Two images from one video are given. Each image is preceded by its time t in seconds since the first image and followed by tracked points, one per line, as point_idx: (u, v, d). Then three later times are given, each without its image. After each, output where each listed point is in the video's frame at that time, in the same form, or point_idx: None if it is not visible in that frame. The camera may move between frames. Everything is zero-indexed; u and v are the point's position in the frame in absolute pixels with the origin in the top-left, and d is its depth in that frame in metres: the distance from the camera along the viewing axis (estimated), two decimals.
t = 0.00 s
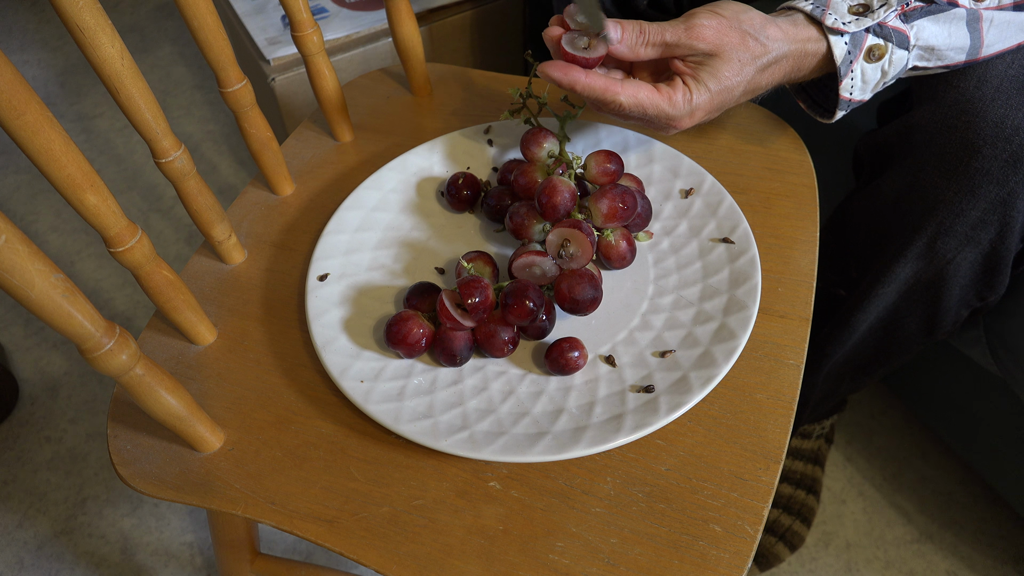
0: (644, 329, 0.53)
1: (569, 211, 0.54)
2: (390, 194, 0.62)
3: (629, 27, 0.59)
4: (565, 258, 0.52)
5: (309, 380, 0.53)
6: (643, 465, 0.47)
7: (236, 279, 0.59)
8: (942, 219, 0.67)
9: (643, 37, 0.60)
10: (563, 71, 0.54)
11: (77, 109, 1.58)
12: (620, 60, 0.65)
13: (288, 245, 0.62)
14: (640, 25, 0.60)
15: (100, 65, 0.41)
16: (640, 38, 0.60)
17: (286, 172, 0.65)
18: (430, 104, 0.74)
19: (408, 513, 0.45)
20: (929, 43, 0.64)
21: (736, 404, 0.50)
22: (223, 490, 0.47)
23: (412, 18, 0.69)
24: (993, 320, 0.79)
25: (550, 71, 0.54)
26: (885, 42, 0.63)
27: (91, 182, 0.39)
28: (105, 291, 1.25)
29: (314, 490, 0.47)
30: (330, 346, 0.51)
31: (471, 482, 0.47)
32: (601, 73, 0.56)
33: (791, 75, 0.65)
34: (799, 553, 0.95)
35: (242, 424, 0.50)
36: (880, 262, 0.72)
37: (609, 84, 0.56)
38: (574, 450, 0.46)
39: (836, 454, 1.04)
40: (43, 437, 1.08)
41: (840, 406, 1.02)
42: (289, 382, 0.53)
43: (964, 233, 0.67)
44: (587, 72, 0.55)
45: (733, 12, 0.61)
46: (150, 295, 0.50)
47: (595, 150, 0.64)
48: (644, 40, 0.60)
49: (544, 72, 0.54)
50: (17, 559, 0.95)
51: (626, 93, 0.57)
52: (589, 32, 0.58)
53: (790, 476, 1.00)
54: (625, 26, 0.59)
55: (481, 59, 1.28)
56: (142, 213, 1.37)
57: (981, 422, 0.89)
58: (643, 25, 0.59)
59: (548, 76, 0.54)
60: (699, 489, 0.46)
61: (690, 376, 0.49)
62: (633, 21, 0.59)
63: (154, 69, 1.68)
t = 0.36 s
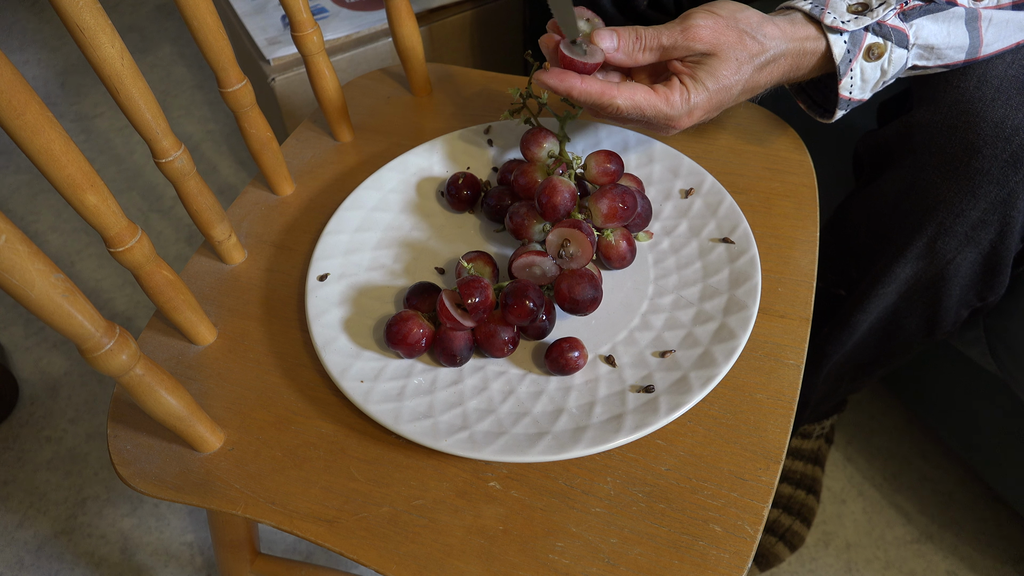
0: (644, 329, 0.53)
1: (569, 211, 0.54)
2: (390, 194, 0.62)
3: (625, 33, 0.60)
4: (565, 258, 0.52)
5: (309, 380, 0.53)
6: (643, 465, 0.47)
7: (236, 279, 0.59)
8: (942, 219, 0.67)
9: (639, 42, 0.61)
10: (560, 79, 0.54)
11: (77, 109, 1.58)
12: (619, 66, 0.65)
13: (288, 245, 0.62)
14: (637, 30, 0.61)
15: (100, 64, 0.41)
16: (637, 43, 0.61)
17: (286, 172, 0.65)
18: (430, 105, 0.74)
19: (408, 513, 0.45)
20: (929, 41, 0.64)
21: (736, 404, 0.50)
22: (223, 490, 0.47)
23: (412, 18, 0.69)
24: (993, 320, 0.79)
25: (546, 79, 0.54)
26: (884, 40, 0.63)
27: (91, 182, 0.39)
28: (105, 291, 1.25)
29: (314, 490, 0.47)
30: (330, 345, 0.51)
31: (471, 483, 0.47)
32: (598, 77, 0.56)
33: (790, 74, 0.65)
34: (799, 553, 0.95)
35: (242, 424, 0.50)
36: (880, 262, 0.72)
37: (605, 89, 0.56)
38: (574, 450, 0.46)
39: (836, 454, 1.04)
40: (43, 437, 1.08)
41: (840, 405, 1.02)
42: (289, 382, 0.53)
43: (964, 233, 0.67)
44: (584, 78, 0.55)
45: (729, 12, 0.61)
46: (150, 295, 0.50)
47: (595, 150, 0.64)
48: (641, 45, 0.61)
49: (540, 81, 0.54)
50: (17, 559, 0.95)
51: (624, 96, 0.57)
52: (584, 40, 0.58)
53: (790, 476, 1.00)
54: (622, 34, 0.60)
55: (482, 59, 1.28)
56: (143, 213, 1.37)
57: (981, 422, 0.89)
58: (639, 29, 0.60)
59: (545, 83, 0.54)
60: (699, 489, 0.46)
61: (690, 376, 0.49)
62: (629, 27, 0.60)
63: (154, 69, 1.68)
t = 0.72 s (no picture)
0: (644, 329, 0.53)
1: (569, 211, 0.54)
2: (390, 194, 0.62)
3: (623, 40, 0.60)
4: (565, 258, 0.52)
5: (309, 380, 0.53)
6: (643, 465, 0.47)
7: (236, 279, 0.59)
8: (942, 219, 0.67)
9: (639, 48, 0.60)
10: (561, 89, 0.54)
11: (77, 109, 1.58)
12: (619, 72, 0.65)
13: (288, 245, 0.62)
14: (636, 36, 0.60)
15: (100, 64, 0.41)
16: (637, 49, 0.61)
17: (285, 172, 0.65)
18: (430, 105, 0.74)
19: (408, 513, 0.45)
20: (929, 40, 0.64)
21: (736, 404, 0.50)
22: (224, 490, 0.47)
23: (412, 18, 0.69)
24: (993, 320, 0.79)
25: (547, 88, 0.55)
26: (885, 39, 0.63)
27: (91, 182, 0.39)
28: (105, 291, 1.25)
29: (314, 490, 0.47)
30: (330, 346, 0.51)
31: (471, 483, 0.47)
32: (598, 83, 0.56)
33: (792, 72, 0.65)
34: (799, 553, 0.95)
35: (242, 424, 0.50)
36: (880, 262, 0.72)
37: (607, 95, 0.56)
38: (574, 450, 0.46)
39: (836, 454, 1.04)
40: (43, 437, 1.08)
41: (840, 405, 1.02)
42: (289, 382, 0.53)
43: (964, 233, 0.67)
44: (584, 85, 0.55)
45: (727, 13, 0.62)
46: (150, 295, 0.50)
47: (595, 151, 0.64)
48: (641, 51, 0.61)
49: (541, 91, 0.54)
50: (17, 559, 0.95)
51: (625, 100, 0.57)
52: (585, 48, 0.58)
53: (790, 476, 0.99)
54: (620, 41, 0.60)
55: (482, 59, 1.28)
56: (143, 213, 1.37)
57: (981, 422, 0.89)
58: (637, 35, 0.60)
59: (546, 93, 0.54)
60: (699, 489, 0.46)
61: (690, 376, 0.49)
62: (627, 35, 0.60)
63: (154, 69, 1.68)
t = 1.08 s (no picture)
0: (644, 329, 0.53)
1: (569, 211, 0.54)
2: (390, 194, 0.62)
3: (625, 40, 0.60)
4: (565, 258, 0.52)
5: (309, 380, 0.53)
6: (643, 465, 0.47)
7: (236, 279, 0.59)
8: (942, 219, 0.67)
9: (639, 48, 0.61)
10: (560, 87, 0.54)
11: (77, 109, 1.58)
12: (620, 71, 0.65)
13: (288, 245, 0.62)
14: (637, 36, 0.60)
15: (100, 64, 0.41)
16: (637, 49, 0.61)
17: (285, 172, 0.65)
18: (430, 105, 0.74)
19: (408, 513, 0.45)
20: (930, 41, 0.64)
21: (736, 404, 0.50)
22: (224, 490, 0.47)
23: (412, 18, 0.69)
24: (993, 320, 0.79)
25: (547, 86, 0.55)
26: (885, 40, 0.63)
27: (91, 182, 0.39)
28: (105, 291, 1.25)
29: (314, 490, 0.47)
30: (331, 346, 0.51)
31: (471, 483, 0.47)
32: (598, 82, 0.56)
33: (791, 73, 0.65)
34: (799, 553, 0.95)
35: (242, 424, 0.50)
36: (881, 262, 0.72)
37: (606, 94, 0.56)
38: (574, 450, 0.46)
39: (836, 454, 1.04)
40: (43, 437, 1.08)
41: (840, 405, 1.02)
42: (289, 382, 0.53)
43: (964, 233, 0.67)
44: (583, 83, 0.55)
45: (729, 13, 0.62)
46: (150, 295, 0.50)
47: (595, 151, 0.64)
48: (642, 51, 0.61)
49: (540, 89, 0.54)
50: (16, 559, 0.95)
51: (624, 100, 0.57)
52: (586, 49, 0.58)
53: (790, 476, 1.00)
54: (621, 41, 0.60)
55: (482, 59, 1.28)
56: (143, 213, 1.37)
57: (981, 423, 0.89)
58: (638, 35, 0.60)
59: (545, 92, 0.54)
60: (699, 489, 0.46)
61: (690, 376, 0.49)
62: (628, 35, 0.60)
63: (154, 69, 1.68)
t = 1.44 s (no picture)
0: (644, 329, 0.53)
1: (569, 211, 0.54)
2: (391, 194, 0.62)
3: (627, 34, 0.61)
4: (565, 258, 0.52)
5: (309, 380, 0.53)
6: (643, 465, 0.47)
7: (236, 279, 0.59)
8: (942, 219, 0.67)
9: (641, 42, 0.61)
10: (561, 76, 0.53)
11: (77, 109, 1.58)
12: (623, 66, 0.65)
13: (288, 245, 0.62)
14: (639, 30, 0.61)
15: (100, 64, 0.41)
16: (639, 43, 0.61)
17: (285, 172, 0.65)
18: (430, 104, 0.74)
19: (408, 513, 0.45)
20: (930, 42, 0.64)
21: (736, 404, 0.50)
22: (224, 490, 0.47)
23: (412, 18, 0.69)
24: (993, 320, 0.79)
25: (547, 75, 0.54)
26: (886, 42, 0.63)
27: (91, 182, 0.39)
28: (105, 291, 1.25)
29: (314, 490, 0.47)
30: (330, 346, 0.51)
31: (471, 482, 0.47)
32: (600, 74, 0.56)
33: (793, 74, 0.65)
34: (799, 553, 0.95)
35: (242, 424, 0.50)
36: (881, 261, 0.72)
37: (607, 85, 0.55)
38: (574, 450, 0.46)
39: (836, 454, 1.04)
40: (43, 437, 1.08)
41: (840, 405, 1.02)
42: (289, 382, 0.53)
43: (964, 233, 0.67)
44: (584, 76, 0.54)
45: (733, 11, 0.62)
46: (150, 295, 0.50)
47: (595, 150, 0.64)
48: (643, 45, 0.61)
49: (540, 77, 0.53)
50: (17, 559, 0.95)
51: (624, 94, 0.57)
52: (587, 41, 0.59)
53: (790, 476, 0.99)
54: (623, 35, 0.61)
55: (482, 59, 1.28)
56: (143, 213, 1.37)
57: (981, 422, 0.89)
58: (641, 30, 0.61)
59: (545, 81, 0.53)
60: (699, 489, 0.46)
61: (690, 376, 0.49)
62: (631, 28, 0.61)
63: (154, 69, 1.68)
